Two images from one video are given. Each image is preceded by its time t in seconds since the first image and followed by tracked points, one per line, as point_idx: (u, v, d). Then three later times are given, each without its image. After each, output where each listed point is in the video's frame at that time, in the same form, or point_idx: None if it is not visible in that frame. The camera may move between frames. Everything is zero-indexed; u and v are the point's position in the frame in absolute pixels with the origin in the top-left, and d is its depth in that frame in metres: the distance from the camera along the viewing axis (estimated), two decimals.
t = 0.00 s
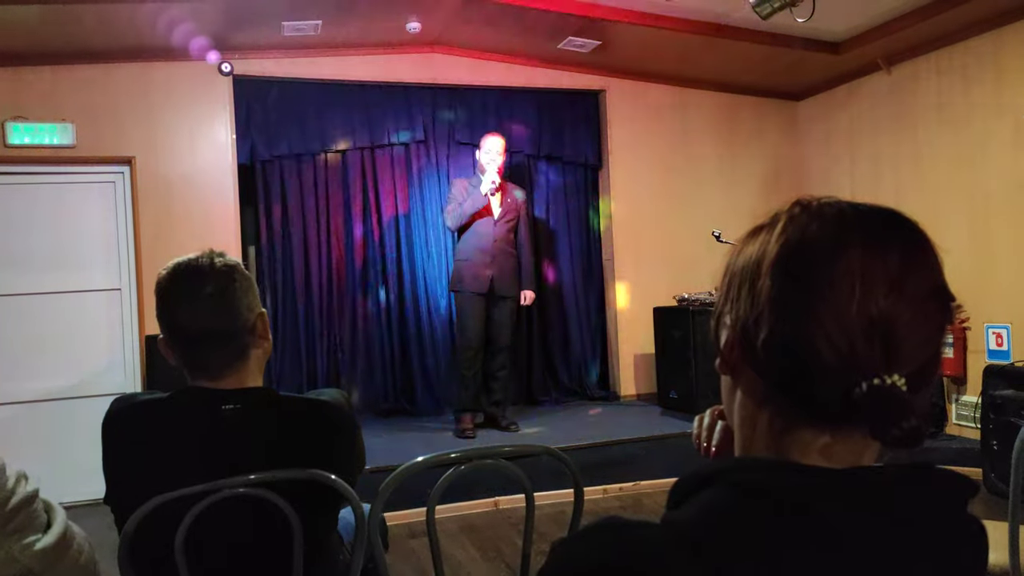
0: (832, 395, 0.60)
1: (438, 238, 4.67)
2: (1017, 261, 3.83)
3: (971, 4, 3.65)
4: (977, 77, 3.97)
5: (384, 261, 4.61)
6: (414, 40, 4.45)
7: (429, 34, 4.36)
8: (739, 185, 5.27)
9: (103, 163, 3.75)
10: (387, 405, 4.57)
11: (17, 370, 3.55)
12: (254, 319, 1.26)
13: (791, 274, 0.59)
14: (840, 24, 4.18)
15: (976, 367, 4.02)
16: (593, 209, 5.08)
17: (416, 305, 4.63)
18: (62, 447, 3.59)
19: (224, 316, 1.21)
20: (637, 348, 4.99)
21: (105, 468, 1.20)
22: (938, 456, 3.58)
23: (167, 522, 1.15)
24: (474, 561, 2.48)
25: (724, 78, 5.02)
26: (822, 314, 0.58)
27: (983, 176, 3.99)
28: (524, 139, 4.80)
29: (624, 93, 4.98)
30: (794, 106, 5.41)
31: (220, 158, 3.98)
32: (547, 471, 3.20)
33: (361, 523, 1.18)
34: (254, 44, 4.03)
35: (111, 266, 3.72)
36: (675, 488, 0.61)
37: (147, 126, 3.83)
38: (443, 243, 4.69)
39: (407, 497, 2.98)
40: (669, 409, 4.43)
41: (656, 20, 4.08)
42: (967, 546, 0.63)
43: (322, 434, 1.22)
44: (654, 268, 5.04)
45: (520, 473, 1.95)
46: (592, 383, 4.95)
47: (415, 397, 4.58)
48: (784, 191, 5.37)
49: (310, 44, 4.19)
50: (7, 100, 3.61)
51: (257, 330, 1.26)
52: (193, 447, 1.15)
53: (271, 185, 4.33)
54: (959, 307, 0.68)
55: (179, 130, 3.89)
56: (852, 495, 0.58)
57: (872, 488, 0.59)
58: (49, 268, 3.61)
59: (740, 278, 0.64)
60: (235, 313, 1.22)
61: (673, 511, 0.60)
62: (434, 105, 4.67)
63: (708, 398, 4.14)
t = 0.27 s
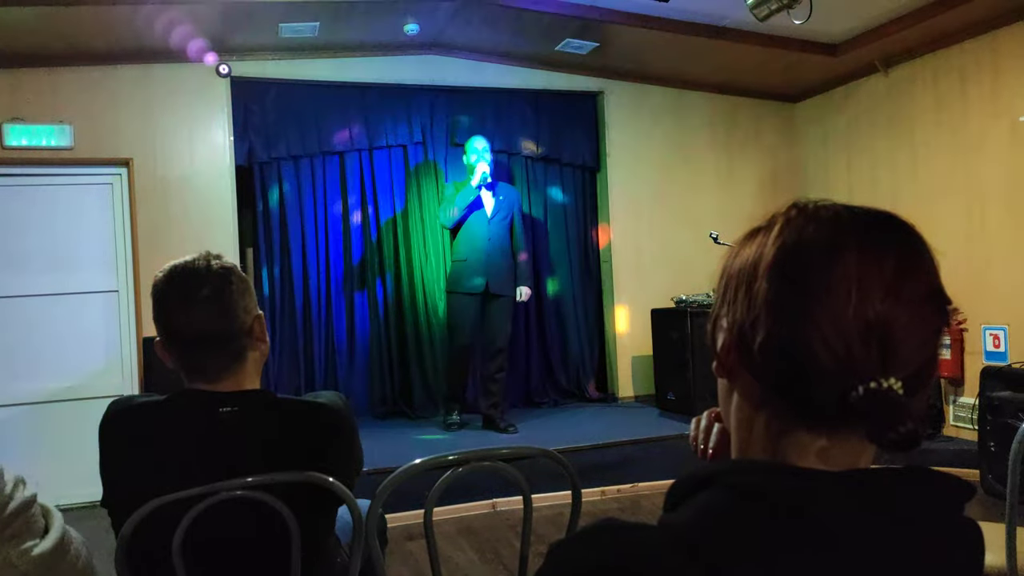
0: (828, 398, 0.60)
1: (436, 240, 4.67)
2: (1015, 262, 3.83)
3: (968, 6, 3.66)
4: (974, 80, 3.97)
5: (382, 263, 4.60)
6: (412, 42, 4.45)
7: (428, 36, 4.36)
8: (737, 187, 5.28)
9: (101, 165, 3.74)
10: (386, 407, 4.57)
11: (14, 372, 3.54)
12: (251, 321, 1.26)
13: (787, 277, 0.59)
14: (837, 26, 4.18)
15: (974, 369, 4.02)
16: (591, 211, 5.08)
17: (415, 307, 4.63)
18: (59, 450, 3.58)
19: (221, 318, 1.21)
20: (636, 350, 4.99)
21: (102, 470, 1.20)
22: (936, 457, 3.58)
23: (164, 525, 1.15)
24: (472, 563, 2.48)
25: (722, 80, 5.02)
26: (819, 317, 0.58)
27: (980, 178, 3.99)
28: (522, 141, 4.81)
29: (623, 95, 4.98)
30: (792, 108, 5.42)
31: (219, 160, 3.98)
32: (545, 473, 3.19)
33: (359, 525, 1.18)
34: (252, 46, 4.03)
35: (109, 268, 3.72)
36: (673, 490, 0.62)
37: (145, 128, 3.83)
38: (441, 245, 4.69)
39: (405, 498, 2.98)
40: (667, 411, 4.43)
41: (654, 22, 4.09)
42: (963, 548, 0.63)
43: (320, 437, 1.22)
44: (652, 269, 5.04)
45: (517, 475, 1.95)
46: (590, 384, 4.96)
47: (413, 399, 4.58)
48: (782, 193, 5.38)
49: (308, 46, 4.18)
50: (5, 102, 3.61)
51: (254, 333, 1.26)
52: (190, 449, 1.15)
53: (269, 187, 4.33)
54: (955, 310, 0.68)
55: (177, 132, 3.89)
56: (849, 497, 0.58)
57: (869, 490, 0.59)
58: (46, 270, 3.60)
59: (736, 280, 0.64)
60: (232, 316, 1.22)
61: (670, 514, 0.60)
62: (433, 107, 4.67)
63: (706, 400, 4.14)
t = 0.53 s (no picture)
0: (827, 399, 0.60)
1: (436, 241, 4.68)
2: (1014, 263, 3.83)
3: (967, 7, 3.66)
4: (973, 80, 3.97)
5: (383, 264, 4.61)
6: (412, 43, 4.45)
7: (427, 37, 4.36)
8: (737, 187, 5.28)
9: (101, 166, 3.74)
10: (386, 408, 4.57)
11: (14, 372, 3.54)
12: (251, 322, 1.26)
13: (786, 278, 0.59)
14: (837, 27, 4.18)
15: (974, 369, 4.02)
16: (591, 212, 5.09)
17: (415, 308, 4.64)
18: (59, 451, 3.59)
19: (222, 318, 1.21)
20: (636, 351, 4.99)
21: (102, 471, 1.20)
22: (937, 458, 3.58)
23: (163, 527, 1.15)
24: (473, 563, 2.48)
25: (722, 81, 5.03)
26: (818, 319, 0.58)
27: (979, 179, 3.99)
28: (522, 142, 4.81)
29: (623, 96, 4.98)
30: (792, 109, 5.43)
31: (219, 161, 3.99)
32: (545, 474, 3.20)
33: (359, 526, 1.18)
34: (252, 48, 4.04)
35: (109, 269, 3.72)
36: (672, 490, 0.62)
37: (145, 129, 3.83)
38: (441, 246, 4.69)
39: (406, 499, 2.98)
40: (667, 411, 4.43)
41: (653, 23, 4.09)
42: (963, 548, 0.63)
43: (320, 438, 1.22)
44: (652, 270, 5.04)
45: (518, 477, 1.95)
46: (590, 385, 4.96)
47: (414, 399, 4.58)
48: (782, 193, 5.38)
49: (308, 47, 4.19)
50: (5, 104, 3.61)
51: (254, 333, 1.26)
52: (190, 450, 1.15)
53: (270, 188, 4.33)
54: (953, 311, 0.68)
55: (177, 133, 3.89)
56: (848, 498, 0.58)
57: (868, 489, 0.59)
58: (46, 271, 3.60)
59: (735, 282, 0.64)
60: (233, 316, 1.22)
61: (669, 514, 0.60)
62: (433, 108, 4.67)
63: (706, 400, 4.15)
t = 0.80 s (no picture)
0: (826, 399, 0.60)
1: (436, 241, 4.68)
2: (1015, 262, 3.83)
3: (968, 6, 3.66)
4: (974, 80, 3.97)
5: (383, 264, 4.61)
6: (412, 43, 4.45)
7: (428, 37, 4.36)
8: (737, 187, 5.28)
9: (101, 166, 3.74)
10: (386, 408, 4.56)
11: (15, 372, 3.54)
12: (252, 321, 1.26)
13: (785, 278, 0.59)
14: (838, 26, 4.18)
15: (974, 369, 4.02)
16: (592, 211, 5.09)
17: (415, 308, 4.64)
18: (60, 451, 3.59)
19: (222, 318, 1.21)
20: (636, 350, 4.98)
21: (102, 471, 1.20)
22: (937, 457, 3.58)
23: (163, 526, 1.15)
24: (472, 563, 2.48)
25: (722, 80, 5.02)
26: (816, 319, 0.58)
27: (980, 178, 3.99)
28: (522, 142, 4.81)
29: (623, 95, 4.98)
30: (792, 108, 5.42)
31: (219, 161, 3.99)
32: (545, 474, 3.20)
33: (359, 526, 1.17)
34: (253, 47, 4.04)
35: (110, 269, 3.72)
36: (672, 490, 0.62)
37: (146, 128, 3.83)
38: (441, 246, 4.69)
39: (406, 499, 2.98)
40: (667, 411, 4.43)
41: (654, 22, 4.08)
42: (962, 548, 0.63)
43: (319, 438, 1.22)
44: (652, 270, 5.04)
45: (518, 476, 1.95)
46: (590, 385, 4.96)
47: (414, 399, 4.58)
48: (782, 193, 5.38)
49: (308, 47, 4.18)
50: (6, 103, 3.61)
51: (254, 333, 1.26)
52: (190, 449, 1.15)
53: (270, 187, 4.33)
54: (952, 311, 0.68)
55: (177, 133, 3.89)
56: (847, 498, 0.58)
57: (867, 489, 0.59)
58: (47, 271, 3.60)
59: (733, 282, 0.64)
60: (233, 316, 1.22)
61: (668, 514, 0.60)
62: (433, 107, 4.66)
63: (707, 400, 4.14)
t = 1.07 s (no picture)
0: (828, 403, 0.60)
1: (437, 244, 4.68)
2: (1017, 266, 3.83)
3: (969, 11, 3.66)
4: (976, 84, 3.97)
5: (385, 268, 4.62)
6: (414, 47, 4.46)
7: (430, 41, 4.37)
8: (738, 191, 5.28)
9: (104, 170, 3.76)
10: (388, 412, 4.56)
11: (18, 376, 3.55)
12: (253, 325, 1.26)
13: (787, 282, 0.59)
14: (839, 30, 4.19)
15: (977, 373, 4.01)
16: (593, 215, 5.10)
17: (416, 311, 4.65)
18: (62, 454, 3.59)
19: (223, 322, 1.22)
20: (638, 354, 4.98)
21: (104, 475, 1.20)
22: (939, 461, 3.57)
23: (165, 530, 1.15)
24: (474, 567, 2.48)
25: (724, 84, 5.03)
26: (818, 323, 0.58)
27: (982, 181, 3.99)
28: (523, 146, 4.82)
29: (624, 99, 4.99)
30: (794, 112, 5.43)
31: (222, 164, 4.00)
32: (547, 478, 3.20)
33: (361, 530, 1.17)
34: (255, 52, 4.05)
35: (113, 272, 3.73)
36: (675, 493, 0.62)
37: (149, 133, 3.84)
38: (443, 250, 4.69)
39: (408, 503, 2.97)
40: (669, 415, 4.43)
41: (656, 26, 4.09)
42: (965, 551, 0.63)
43: (321, 442, 1.22)
44: (654, 274, 5.04)
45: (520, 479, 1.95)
46: (592, 389, 4.96)
47: (416, 403, 4.58)
48: (783, 196, 5.39)
49: (311, 51, 4.19)
50: (9, 108, 3.63)
51: (256, 337, 1.26)
52: (192, 453, 1.15)
53: (271, 191, 4.34)
54: (955, 314, 0.68)
55: (179, 137, 3.90)
56: (849, 501, 0.58)
57: (870, 493, 0.59)
58: (51, 274, 3.62)
59: (736, 286, 0.65)
60: (234, 320, 1.23)
61: (671, 518, 0.60)
62: (434, 111, 4.67)
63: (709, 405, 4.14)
